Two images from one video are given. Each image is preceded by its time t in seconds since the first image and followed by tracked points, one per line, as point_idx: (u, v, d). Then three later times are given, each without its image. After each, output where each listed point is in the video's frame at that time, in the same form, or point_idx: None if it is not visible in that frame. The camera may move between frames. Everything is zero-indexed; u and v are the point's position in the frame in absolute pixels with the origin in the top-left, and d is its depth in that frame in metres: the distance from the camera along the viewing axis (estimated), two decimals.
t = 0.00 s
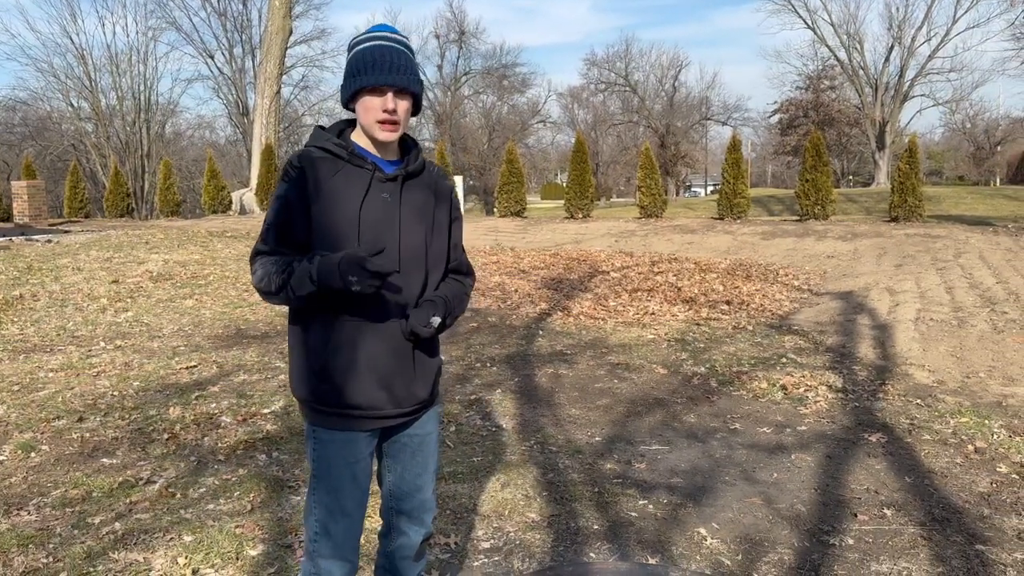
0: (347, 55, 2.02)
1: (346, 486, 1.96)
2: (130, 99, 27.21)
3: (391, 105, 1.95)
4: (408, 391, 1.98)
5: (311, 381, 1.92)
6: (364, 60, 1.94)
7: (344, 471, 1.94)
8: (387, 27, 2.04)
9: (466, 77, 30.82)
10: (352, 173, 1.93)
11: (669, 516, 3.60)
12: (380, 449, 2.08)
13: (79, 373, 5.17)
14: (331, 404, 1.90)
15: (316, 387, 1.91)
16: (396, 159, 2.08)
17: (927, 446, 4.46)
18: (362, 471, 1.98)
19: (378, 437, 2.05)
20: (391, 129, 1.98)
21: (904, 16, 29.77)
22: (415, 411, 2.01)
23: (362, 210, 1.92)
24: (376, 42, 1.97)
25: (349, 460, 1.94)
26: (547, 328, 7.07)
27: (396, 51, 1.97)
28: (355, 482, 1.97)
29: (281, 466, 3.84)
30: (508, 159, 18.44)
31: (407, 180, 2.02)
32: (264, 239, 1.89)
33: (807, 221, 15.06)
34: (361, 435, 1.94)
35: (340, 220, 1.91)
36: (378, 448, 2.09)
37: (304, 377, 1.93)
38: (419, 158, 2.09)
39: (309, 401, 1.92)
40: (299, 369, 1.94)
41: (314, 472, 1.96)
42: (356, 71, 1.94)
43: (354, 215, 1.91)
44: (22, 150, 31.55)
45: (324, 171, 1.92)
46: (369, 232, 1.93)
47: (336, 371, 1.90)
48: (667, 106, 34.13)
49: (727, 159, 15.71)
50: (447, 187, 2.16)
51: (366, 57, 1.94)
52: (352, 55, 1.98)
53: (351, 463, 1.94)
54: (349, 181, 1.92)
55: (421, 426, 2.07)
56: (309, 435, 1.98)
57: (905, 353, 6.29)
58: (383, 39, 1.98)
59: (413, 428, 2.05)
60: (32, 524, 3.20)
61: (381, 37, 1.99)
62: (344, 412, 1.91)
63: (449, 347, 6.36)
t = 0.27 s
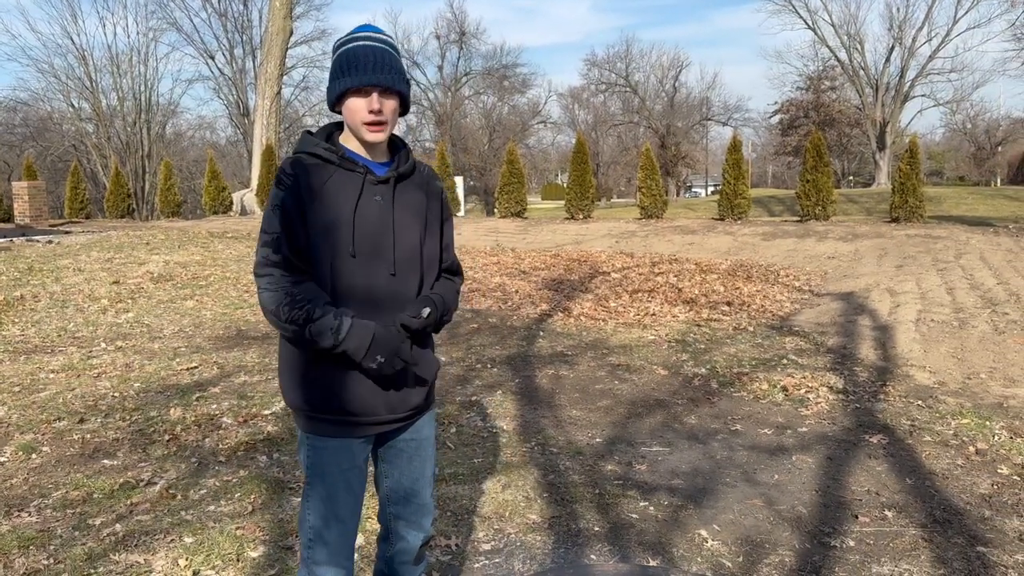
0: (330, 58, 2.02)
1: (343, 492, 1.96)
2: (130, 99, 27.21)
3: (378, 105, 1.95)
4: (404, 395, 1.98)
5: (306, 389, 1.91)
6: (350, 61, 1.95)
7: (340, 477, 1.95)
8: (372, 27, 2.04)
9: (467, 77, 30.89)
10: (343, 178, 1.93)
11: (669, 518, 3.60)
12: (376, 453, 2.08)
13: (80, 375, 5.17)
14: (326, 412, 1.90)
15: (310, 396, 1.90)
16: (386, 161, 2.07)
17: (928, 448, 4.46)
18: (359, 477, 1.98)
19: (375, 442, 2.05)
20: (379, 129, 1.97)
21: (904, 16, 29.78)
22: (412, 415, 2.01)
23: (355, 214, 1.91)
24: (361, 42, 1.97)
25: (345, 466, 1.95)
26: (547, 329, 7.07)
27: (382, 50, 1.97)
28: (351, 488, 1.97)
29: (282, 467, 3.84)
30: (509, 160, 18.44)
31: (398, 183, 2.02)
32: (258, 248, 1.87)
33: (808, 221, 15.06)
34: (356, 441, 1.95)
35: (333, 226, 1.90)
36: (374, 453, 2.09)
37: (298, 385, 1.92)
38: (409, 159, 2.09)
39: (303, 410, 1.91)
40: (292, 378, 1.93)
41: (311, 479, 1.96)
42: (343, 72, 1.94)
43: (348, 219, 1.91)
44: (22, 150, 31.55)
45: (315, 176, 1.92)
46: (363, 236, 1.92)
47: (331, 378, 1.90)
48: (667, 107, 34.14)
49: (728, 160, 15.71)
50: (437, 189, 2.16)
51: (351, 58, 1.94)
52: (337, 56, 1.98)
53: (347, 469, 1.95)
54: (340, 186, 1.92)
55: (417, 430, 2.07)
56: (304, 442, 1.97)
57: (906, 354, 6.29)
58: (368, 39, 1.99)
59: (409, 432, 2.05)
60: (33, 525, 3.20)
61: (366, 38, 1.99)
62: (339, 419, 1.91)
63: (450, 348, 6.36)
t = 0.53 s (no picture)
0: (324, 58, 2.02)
1: (340, 496, 1.96)
2: (132, 100, 27.26)
3: (374, 105, 1.95)
4: (403, 399, 1.98)
5: (303, 394, 1.91)
6: (344, 59, 1.94)
7: (337, 481, 1.95)
8: (366, 25, 2.04)
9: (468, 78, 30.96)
10: (339, 180, 1.93)
11: (671, 519, 3.60)
12: (375, 456, 2.08)
13: (81, 376, 5.18)
14: (325, 416, 1.90)
15: (308, 401, 1.90)
16: (382, 161, 2.08)
17: (930, 449, 4.45)
18: (356, 480, 1.98)
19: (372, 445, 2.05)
20: (374, 128, 1.97)
21: (906, 17, 29.78)
22: (410, 418, 2.01)
23: (352, 217, 1.92)
24: (355, 41, 1.97)
25: (342, 470, 1.95)
26: (548, 330, 7.07)
27: (376, 49, 1.97)
28: (349, 492, 1.98)
29: (283, 469, 3.84)
30: (510, 161, 18.44)
31: (395, 183, 2.02)
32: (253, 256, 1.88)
33: (809, 222, 15.05)
34: (354, 445, 1.95)
35: (330, 229, 1.90)
36: (372, 455, 2.09)
37: (296, 391, 1.92)
38: (405, 158, 2.09)
39: (302, 414, 1.91)
40: (289, 384, 1.93)
41: (308, 484, 1.96)
42: (337, 71, 1.94)
43: (344, 223, 1.91)
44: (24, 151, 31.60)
45: (312, 179, 1.92)
46: (360, 239, 1.92)
47: (328, 383, 1.89)
48: (669, 108, 34.15)
49: (730, 161, 15.72)
50: (434, 188, 2.17)
51: (345, 57, 1.94)
52: (331, 55, 1.98)
53: (344, 472, 1.95)
54: (337, 189, 1.92)
55: (416, 433, 2.07)
56: (302, 447, 1.97)
57: (908, 356, 6.28)
58: (361, 37, 1.99)
59: (407, 435, 2.05)
60: (35, 526, 3.20)
61: (360, 38, 1.99)
62: (339, 423, 1.91)
63: (451, 350, 6.36)
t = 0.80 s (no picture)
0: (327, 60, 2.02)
1: (334, 498, 1.97)
2: (134, 102, 27.28)
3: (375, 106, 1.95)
4: (398, 402, 1.96)
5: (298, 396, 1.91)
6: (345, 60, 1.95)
7: (331, 482, 1.95)
8: (369, 27, 2.04)
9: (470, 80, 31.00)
10: (336, 182, 1.93)
11: (672, 521, 3.59)
12: (372, 458, 2.08)
13: (83, 377, 5.18)
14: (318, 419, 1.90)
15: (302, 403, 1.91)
16: (383, 163, 2.07)
17: (931, 452, 4.45)
18: (351, 483, 1.98)
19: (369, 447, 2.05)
20: (386, 130, 1.97)
21: (907, 19, 29.80)
22: (405, 421, 2.00)
23: (347, 219, 1.91)
24: (357, 41, 1.97)
25: (337, 472, 1.95)
26: (550, 332, 7.07)
27: (377, 50, 1.97)
28: (343, 494, 1.98)
29: (285, 470, 3.84)
30: (512, 163, 18.45)
31: (393, 185, 2.01)
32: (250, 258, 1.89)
33: (811, 224, 15.04)
34: (349, 448, 1.95)
35: (326, 231, 1.90)
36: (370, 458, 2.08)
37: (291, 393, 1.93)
38: (405, 159, 2.08)
39: (297, 416, 1.92)
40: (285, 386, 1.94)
41: (303, 485, 1.96)
42: (339, 72, 1.95)
43: (339, 225, 1.91)
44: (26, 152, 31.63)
45: (309, 181, 1.92)
46: (355, 242, 1.92)
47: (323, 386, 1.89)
48: (670, 109, 34.17)
49: (731, 163, 15.72)
50: (436, 189, 2.16)
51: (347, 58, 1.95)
52: (334, 56, 1.98)
53: (338, 474, 1.95)
54: (333, 192, 1.92)
55: (413, 436, 2.06)
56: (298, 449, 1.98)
57: (910, 358, 6.27)
58: (363, 38, 1.99)
59: (405, 438, 2.04)
60: (36, 527, 3.20)
61: (362, 39, 1.99)
62: (335, 426, 1.91)
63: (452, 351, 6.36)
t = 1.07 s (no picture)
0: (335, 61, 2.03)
1: (338, 500, 1.96)
2: (135, 103, 27.31)
3: (385, 109, 1.96)
4: (403, 406, 1.97)
5: (303, 399, 1.92)
6: (355, 62, 1.95)
7: (336, 484, 1.95)
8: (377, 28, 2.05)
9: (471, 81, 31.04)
10: (343, 185, 1.93)
11: (673, 524, 3.59)
12: (376, 461, 2.08)
13: (84, 378, 5.18)
14: (324, 423, 1.91)
15: (308, 406, 1.91)
16: (390, 165, 2.08)
17: (933, 454, 4.44)
18: (355, 485, 1.99)
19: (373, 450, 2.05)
20: (384, 131, 1.97)
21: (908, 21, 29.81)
22: (411, 424, 2.00)
23: (354, 221, 1.91)
24: (365, 45, 1.98)
25: (341, 474, 1.95)
26: (551, 334, 7.07)
27: (387, 53, 1.97)
28: (348, 495, 1.97)
29: (286, 472, 3.84)
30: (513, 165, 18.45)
31: (400, 188, 2.02)
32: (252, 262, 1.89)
33: (812, 226, 15.03)
34: (354, 450, 1.95)
35: (333, 235, 1.90)
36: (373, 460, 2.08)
37: (296, 397, 1.93)
38: (411, 162, 2.09)
39: (303, 418, 1.92)
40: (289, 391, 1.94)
41: (307, 488, 1.96)
42: (347, 74, 1.95)
43: (346, 227, 1.91)
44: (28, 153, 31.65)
45: (315, 185, 1.92)
46: (362, 247, 1.92)
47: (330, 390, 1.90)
48: (671, 111, 34.19)
49: (733, 165, 15.71)
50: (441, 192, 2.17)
51: (356, 60, 1.95)
52: (344, 57, 1.98)
53: (344, 476, 1.95)
54: (340, 194, 1.92)
55: (417, 439, 2.06)
56: (302, 451, 1.98)
57: (911, 360, 6.27)
58: (373, 40, 1.99)
59: (409, 440, 2.05)
60: (37, 529, 3.20)
61: (372, 41, 1.99)
62: (342, 428, 1.91)
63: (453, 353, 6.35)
